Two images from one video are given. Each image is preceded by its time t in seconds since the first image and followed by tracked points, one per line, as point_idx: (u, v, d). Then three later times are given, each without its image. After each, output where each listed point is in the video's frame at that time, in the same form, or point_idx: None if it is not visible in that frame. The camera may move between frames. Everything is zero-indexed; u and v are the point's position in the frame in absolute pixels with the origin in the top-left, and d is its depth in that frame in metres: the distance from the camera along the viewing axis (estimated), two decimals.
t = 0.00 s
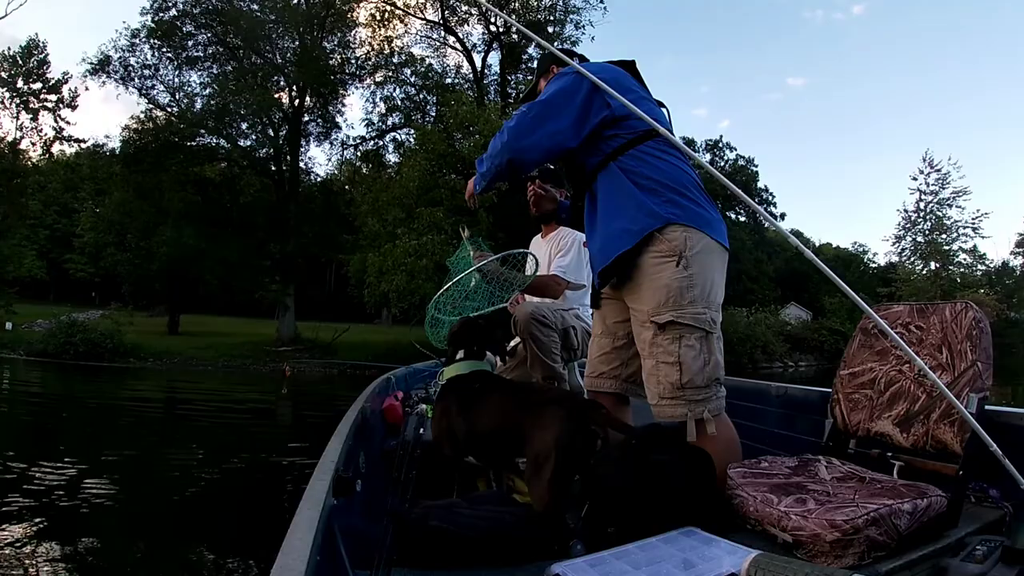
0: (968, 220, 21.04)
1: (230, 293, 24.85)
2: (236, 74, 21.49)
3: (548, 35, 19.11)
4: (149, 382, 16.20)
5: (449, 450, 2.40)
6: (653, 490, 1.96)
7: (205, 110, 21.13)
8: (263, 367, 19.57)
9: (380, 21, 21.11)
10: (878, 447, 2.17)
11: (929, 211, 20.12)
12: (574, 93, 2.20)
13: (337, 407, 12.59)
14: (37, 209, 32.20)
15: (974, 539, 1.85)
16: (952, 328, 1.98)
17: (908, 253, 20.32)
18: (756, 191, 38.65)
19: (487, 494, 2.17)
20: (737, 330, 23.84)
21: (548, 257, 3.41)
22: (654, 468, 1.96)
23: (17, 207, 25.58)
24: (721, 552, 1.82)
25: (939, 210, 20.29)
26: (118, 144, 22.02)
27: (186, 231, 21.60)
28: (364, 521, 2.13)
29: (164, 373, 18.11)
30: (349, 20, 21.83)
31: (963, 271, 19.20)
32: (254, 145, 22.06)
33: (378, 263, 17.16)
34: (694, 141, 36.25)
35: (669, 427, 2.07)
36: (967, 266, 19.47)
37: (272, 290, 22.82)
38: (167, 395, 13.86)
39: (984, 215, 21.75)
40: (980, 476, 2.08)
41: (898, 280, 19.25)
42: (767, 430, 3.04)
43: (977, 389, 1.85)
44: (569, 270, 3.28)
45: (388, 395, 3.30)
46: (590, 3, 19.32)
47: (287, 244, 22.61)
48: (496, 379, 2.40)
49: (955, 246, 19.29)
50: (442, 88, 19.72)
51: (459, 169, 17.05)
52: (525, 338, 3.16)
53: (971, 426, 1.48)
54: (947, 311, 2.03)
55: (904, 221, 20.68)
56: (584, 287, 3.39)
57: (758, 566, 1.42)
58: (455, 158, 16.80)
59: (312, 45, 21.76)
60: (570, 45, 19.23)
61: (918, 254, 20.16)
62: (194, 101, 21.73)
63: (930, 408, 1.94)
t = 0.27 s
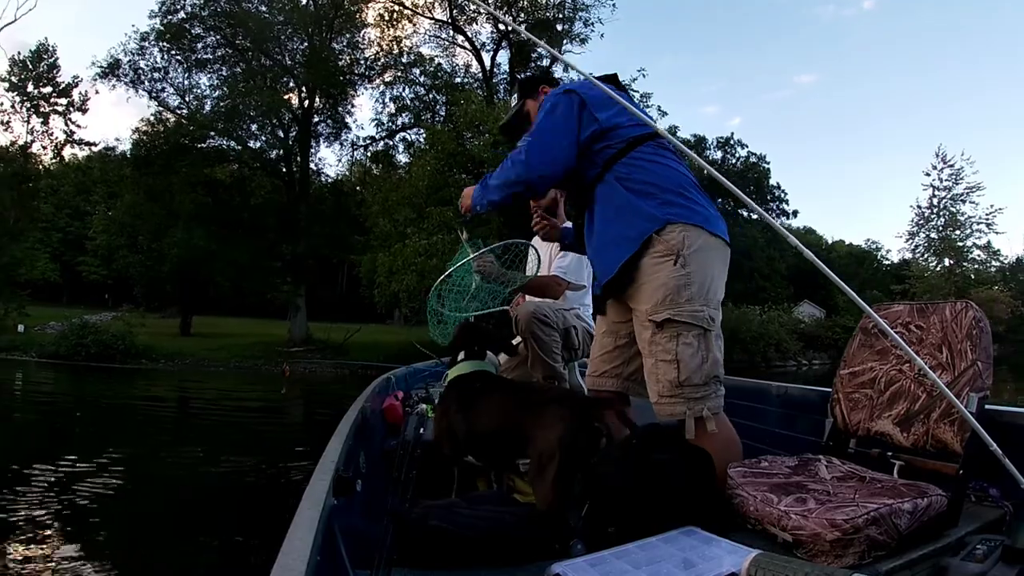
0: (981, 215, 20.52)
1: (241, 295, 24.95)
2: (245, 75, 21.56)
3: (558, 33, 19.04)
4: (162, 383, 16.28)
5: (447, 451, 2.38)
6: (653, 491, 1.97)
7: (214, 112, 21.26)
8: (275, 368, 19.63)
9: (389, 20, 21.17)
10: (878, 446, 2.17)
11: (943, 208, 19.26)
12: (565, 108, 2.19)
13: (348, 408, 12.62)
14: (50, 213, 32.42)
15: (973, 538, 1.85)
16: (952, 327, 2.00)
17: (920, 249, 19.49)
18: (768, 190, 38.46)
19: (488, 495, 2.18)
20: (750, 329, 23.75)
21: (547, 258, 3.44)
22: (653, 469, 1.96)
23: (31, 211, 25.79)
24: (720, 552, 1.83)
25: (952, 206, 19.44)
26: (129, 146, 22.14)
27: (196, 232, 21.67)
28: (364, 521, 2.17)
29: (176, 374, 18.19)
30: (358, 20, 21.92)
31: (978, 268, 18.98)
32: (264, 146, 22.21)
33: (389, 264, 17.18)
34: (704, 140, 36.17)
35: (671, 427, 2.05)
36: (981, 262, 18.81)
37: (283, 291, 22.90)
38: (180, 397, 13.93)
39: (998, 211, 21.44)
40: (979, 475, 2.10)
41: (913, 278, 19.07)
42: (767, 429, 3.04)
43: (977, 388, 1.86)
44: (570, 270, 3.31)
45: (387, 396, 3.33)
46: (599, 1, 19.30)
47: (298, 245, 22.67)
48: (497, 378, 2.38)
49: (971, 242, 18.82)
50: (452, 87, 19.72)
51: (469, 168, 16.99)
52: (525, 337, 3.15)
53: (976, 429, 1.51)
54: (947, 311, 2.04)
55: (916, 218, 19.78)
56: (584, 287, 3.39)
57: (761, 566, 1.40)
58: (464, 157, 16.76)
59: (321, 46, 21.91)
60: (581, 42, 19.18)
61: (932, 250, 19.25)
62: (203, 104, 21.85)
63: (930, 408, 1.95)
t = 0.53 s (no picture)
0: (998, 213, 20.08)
1: (252, 296, 25.04)
2: (255, 76, 21.64)
3: (567, 31, 19.02)
4: (174, 383, 16.37)
5: (449, 450, 2.37)
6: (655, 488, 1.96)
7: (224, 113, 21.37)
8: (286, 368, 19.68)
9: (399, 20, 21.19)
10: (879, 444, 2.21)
11: (957, 204, 18.87)
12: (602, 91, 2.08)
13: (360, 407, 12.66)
14: (62, 215, 32.66)
15: (975, 535, 1.85)
16: (952, 325, 2.05)
17: (934, 247, 19.13)
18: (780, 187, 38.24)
19: (489, 493, 2.17)
20: (762, 327, 23.67)
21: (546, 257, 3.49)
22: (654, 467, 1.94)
23: (42, 212, 25.97)
24: (720, 550, 1.84)
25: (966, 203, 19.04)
26: (139, 148, 22.26)
27: (206, 233, 21.75)
28: (364, 522, 2.22)
29: (187, 374, 18.27)
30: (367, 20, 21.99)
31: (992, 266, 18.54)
32: (274, 147, 22.33)
33: (400, 264, 17.21)
34: (715, 137, 36.06)
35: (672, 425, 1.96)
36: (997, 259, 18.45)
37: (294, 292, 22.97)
38: (192, 397, 14.00)
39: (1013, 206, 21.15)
40: (981, 472, 2.13)
41: (927, 275, 18.77)
42: (769, 428, 3.06)
43: (977, 385, 1.90)
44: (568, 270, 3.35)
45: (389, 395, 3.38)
46: None
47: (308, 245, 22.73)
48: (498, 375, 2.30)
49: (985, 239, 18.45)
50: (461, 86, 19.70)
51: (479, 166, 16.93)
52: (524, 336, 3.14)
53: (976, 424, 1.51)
54: (948, 309, 2.11)
55: (930, 215, 19.40)
56: (583, 287, 3.43)
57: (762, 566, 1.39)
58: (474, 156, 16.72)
59: (330, 47, 22.04)
60: (591, 40, 19.14)
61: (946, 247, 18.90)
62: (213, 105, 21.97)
63: (931, 405, 2.00)
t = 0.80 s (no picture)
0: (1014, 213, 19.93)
1: (263, 296, 25.13)
2: (265, 77, 21.73)
3: (578, 29, 18.98)
4: (186, 382, 16.46)
5: (448, 449, 2.44)
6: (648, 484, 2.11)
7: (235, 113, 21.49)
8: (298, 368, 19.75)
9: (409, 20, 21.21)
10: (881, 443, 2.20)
11: (971, 202, 18.83)
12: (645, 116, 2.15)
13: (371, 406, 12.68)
14: (75, 216, 32.88)
15: (976, 534, 1.84)
16: (953, 323, 2.05)
17: (948, 247, 19.00)
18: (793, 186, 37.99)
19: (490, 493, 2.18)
20: (775, 327, 23.51)
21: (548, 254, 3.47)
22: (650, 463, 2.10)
23: (54, 212, 26.17)
24: (720, 549, 1.84)
25: (980, 202, 19.00)
26: (150, 148, 22.39)
27: (217, 232, 21.84)
28: (365, 523, 2.22)
29: (198, 373, 18.36)
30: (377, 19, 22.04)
31: (1008, 265, 17.98)
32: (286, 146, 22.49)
33: (411, 264, 17.25)
34: (727, 136, 35.91)
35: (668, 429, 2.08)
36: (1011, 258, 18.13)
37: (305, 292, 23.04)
38: (204, 396, 14.07)
39: None
40: (981, 471, 2.13)
41: (941, 276, 18.50)
42: (770, 426, 3.06)
43: (977, 384, 1.90)
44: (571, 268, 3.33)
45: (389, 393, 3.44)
46: None
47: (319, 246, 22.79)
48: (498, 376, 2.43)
49: (999, 238, 18.27)
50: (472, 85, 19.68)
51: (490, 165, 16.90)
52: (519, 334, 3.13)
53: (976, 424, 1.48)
54: (948, 307, 2.11)
55: (944, 214, 19.31)
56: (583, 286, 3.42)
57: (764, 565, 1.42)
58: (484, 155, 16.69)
59: (340, 47, 22.08)
60: (602, 37, 19.10)
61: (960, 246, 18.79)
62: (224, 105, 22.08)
63: (932, 403, 2.00)
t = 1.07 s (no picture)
0: None
1: (273, 297, 25.17)
2: (275, 78, 21.80)
3: (587, 27, 18.93)
4: (196, 384, 16.50)
5: (446, 449, 2.47)
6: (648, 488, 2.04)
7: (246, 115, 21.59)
8: (308, 369, 19.77)
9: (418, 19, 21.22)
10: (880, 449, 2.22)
11: (984, 199, 17.89)
12: (707, 194, 1.94)
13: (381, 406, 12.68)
14: (87, 218, 33.09)
15: (974, 541, 1.84)
16: (953, 329, 2.04)
17: (961, 245, 18.10)
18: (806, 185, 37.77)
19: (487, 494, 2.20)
20: (787, 327, 23.34)
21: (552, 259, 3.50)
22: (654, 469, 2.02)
23: (65, 215, 26.32)
24: (719, 553, 1.82)
25: (993, 198, 18.11)
26: (160, 150, 22.53)
27: (227, 234, 21.92)
28: (363, 521, 2.22)
29: (208, 375, 18.41)
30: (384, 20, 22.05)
31: None
32: (296, 148, 22.59)
33: (421, 264, 17.25)
34: (738, 135, 35.77)
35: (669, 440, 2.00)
36: None
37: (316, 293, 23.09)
38: (215, 397, 14.13)
39: None
40: (979, 478, 2.11)
41: (954, 274, 17.69)
42: (768, 431, 3.07)
43: (977, 391, 1.91)
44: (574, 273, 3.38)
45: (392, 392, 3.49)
46: None
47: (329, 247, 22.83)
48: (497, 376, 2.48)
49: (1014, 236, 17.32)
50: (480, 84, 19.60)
51: (500, 164, 16.78)
52: (522, 335, 3.15)
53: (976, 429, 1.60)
54: (948, 313, 2.09)
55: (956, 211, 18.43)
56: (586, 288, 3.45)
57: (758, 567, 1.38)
58: (493, 154, 16.57)
59: (348, 48, 22.08)
60: (611, 35, 19.02)
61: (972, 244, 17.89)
62: (233, 107, 22.21)
63: (931, 410, 2.00)
